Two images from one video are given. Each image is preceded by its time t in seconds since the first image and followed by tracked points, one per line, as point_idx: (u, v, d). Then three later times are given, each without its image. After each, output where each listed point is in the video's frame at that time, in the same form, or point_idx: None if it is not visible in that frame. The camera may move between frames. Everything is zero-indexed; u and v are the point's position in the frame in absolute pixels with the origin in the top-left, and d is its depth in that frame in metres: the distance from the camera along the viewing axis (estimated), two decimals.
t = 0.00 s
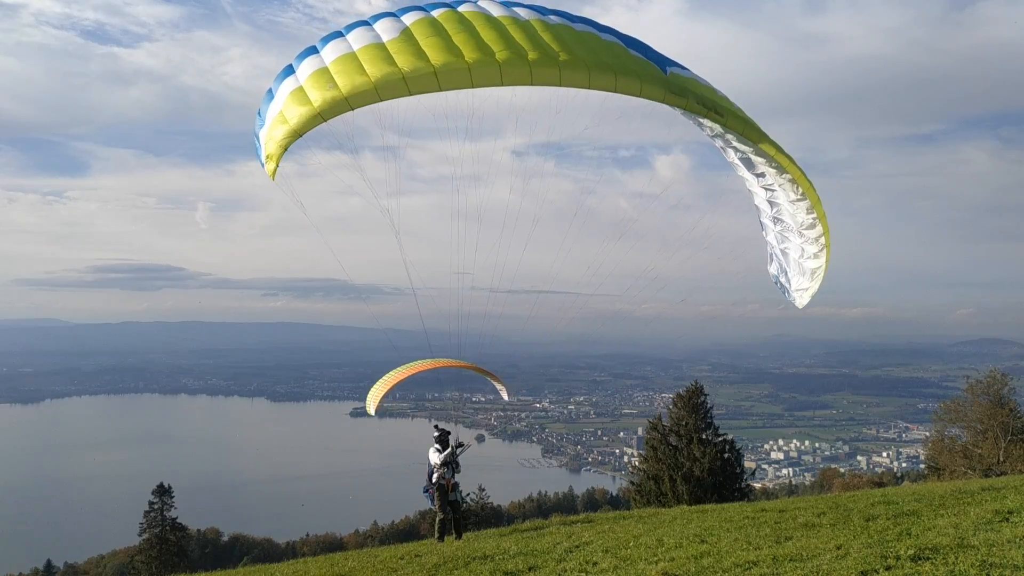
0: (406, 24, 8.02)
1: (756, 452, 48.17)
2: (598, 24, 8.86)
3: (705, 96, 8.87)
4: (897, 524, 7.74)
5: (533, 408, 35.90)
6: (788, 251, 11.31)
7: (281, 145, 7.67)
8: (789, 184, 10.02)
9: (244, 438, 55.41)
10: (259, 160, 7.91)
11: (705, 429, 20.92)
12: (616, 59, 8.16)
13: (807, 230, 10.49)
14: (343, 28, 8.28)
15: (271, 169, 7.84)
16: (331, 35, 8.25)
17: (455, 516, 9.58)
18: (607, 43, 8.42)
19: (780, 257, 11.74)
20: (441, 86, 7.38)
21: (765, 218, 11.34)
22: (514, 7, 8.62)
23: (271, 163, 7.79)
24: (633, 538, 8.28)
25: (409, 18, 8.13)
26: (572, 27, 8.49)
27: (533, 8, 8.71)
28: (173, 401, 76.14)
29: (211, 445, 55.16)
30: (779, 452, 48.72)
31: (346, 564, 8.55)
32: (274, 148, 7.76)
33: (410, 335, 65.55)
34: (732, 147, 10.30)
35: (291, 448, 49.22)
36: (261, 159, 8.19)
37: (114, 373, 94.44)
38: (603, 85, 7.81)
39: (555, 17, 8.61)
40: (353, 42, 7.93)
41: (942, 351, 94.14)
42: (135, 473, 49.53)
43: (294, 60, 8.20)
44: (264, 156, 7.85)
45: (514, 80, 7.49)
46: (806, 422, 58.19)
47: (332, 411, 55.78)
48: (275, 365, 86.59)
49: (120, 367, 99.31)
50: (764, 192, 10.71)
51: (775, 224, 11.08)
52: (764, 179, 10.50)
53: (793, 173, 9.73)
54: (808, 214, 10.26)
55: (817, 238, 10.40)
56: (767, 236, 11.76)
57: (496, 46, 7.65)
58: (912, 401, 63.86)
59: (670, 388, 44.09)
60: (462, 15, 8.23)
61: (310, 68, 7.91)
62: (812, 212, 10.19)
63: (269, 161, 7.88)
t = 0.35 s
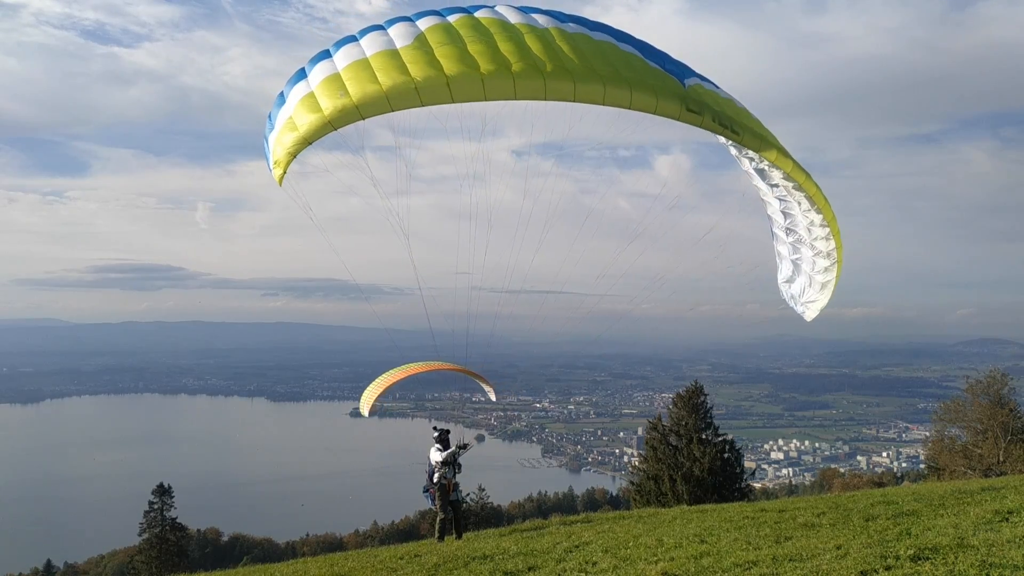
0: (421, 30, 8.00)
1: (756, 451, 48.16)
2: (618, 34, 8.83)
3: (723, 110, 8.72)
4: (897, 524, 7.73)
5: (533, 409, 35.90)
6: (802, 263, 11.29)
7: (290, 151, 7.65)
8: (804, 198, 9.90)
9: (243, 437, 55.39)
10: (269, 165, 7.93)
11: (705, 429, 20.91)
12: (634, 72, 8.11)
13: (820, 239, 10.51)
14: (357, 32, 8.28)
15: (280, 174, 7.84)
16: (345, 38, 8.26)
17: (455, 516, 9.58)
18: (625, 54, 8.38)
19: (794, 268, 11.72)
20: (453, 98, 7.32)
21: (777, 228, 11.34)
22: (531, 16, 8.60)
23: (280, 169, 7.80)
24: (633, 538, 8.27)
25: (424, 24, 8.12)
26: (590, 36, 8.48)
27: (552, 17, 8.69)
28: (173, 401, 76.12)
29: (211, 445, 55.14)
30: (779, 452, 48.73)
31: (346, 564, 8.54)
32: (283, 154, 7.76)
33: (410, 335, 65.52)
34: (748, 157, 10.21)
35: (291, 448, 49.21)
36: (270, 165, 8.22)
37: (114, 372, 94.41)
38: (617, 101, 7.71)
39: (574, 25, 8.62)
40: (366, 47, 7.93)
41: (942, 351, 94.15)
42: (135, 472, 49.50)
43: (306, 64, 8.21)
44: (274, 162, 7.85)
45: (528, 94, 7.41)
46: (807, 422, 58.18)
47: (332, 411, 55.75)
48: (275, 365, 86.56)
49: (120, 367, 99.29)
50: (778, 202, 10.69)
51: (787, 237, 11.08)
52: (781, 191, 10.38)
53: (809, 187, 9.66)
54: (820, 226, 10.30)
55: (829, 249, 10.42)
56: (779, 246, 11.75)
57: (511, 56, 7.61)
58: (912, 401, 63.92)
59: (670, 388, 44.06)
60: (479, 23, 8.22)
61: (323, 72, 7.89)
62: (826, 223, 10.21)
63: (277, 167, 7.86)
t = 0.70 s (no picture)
0: (437, 33, 7.95)
1: (756, 451, 48.18)
2: (636, 44, 8.78)
3: (739, 126, 8.65)
4: (897, 524, 7.74)
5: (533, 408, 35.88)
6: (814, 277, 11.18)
7: (298, 156, 7.63)
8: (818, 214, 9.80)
9: (243, 437, 55.40)
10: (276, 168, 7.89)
11: (705, 429, 20.91)
12: (651, 84, 8.08)
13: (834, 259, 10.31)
14: (372, 32, 8.25)
15: (286, 178, 7.80)
16: (359, 39, 8.21)
17: (456, 515, 9.57)
18: (642, 65, 8.34)
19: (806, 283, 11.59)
20: (465, 112, 7.36)
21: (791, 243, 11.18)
22: (550, 22, 8.55)
23: (287, 172, 7.76)
24: (632, 537, 8.30)
25: (440, 27, 8.06)
26: (608, 46, 8.42)
27: (571, 24, 8.65)
28: (173, 402, 76.16)
29: (211, 445, 55.16)
30: (779, 452, 48.78)
31: (346, 564, 8.54)
32: (290, 158, 7.72)
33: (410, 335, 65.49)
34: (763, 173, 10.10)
35: (291, 447, 49.21)
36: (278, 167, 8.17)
37: (114, 372, 94.43)
38: (631, 120, 7.75)
39: (592, 33, 8.56)
40: (381, 49, 7.88)
41: (942, 351, 94.20)
42: (135, 473, 49.51)
43: (319, 64, 8.17)
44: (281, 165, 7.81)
45: (540, 108, 7.44)
46: (807, 422, 58.18)
47: (332, 411, 55.75)
48: (275, 365, 86.55)
49: (120, 367, 99.32)
50: (793, 218, 10.53)
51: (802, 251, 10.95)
52: (794, 207, 10.26)
53: (823, 205, 9.54)
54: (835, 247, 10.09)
55: (843, 268, 10.26)
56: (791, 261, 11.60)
57: (527, 66, 7.57)
58: (912, 401, 63.93)
59: (669, 388, 44.05)
60: (496, 28, 8.17)
61: (335, 73, 7.85)
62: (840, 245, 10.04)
63: (284, 170, 7.83)
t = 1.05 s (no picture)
0: (455, 45, 7.91)
1: (756, 451, 48.20)
2: (656, 58, 8.68)
3: (757, 144, 8.61)
4: (898, 523, 7.75)
5: (533, 408, 35.84)
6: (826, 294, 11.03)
7: (310, 172, 7.68)
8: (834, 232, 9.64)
9: (243, 437, 55.40)
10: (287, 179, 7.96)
11: (704, 429, 20.91)
12: (672, 102, 8.05)
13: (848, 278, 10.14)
14: (387, 43, 8.23)
15: (296, 192, 7.85)
16: (376, 50, 8.21)
17: (457, 514, 9.58)
18: (664, 81, 8.27)
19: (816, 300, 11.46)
20: (482, 134, 7.49)
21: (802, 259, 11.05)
22: (571, 34, 8.46)
23: (297, 186, 7.81)
24: (632, 537, 8.31)
25: (458, 39, 8.01)
26: (629, 60, 8.34)
27: (592, 36, 8.56)
28: (173, 402, 76.16)
29: (211, 445, 55.15)
30: (779, 452, 48.82)
31: (346, 564, 8.55)
32: (301, 171, 7.76)
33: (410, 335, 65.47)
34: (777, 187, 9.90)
35: (290, 446, 49.19)
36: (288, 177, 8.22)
37: (114, 372, 94.43)
38: (650, 143, 7.79)
39: (612, 47, 8.47)
40: (396, 61, 7.84)
41: (942, 351, 94.18)
42: (134, 472, 49.50)
43: (332, 75, 8.13)
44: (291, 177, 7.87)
45: (559, 128, 7.52)
46: (807, 422, 58.17)
47: (331, 411, 55.73)
48: (274, 365, 86.54)
49: (120, 367, 99.32)
50: (809, 235, 10.36)
51: (816, 267, 10.78)
52: (810, 223, 10.07)
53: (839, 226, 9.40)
54: (850, 268, 9.95)
55: (856, 290, 10.09)
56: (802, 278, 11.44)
57: (546, 83, 7.56)
58: (912, 400, 63.92)
59: (669, 388, 44.03)
60: (516, 39, 8.10)
61: (348, 85, 7.84)
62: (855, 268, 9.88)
63: (294, 184, 7.86)
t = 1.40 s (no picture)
0: (475, 64, 7.87)
1: (755, 451, 48.23)
2: (676, 74, 8.60)
3: (777, 166, 8.60)
4: (895, 522, 7.76)
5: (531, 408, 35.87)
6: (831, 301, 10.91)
7: (327, 197, 7.65)
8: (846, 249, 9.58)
9: (242, 436, 55.38)
10: (302, 202, 7.92)
11: (702, 428, 20.87)
12: (695, 126, 8.04)
13: (856, 288, 10.02)
14: (404, 61, 8.21)
15: (312, 215, 7.82)
16: (394, 68, 8.21)
17: (460, 514, 9.57)
18: (687, 102, 8.23)
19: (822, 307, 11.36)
20: (505, 161, 7.50)
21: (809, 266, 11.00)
22: (593, 51, 8.40)
23: (314, 209, 7.78)
24: (630, 535, 8.32)
25: (478, 57, 7.97)
26: (651, 79, 8.27)
27: (613, 53, 8.49)
28: (171, 402, 76.14)
29: (210, 445, 55.14)
30: (778, 450, 48.98)
31: (344, 564, 8.52)
32: (318, 195, 7.73)
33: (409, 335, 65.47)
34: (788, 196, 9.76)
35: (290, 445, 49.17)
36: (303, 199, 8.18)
37: (113, 372, 94.40)
38: (672, 170, 7.82)
39: (634, 64, 8.38)
40: (416, 81, 7.79)
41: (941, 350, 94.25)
42: (133, 473, 49.49)
43: (348, 94, 8.09)
44: (306, 201, 7.83)
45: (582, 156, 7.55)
46: (805, 421, 58.22)
47: (330, 411, 55.72)
48: (274, 364, 86.53)
49: (119, 367, 99.31)
50: (819, 243, 10.27)
51: (823, 275, 10.68)
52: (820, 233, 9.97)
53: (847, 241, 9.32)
54: (858, 281, 9.87)
55: (864, 304, 10.04)
56: (808, 285, 11.40)
57: (570, 109, 7.56)
58: (910, 399, 64.01)
59: (667, 387, 44.03)
60: (538, 58, 8.05)
61: (366, 104, 7.80)
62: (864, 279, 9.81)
63: (310, 207, 7.83)
